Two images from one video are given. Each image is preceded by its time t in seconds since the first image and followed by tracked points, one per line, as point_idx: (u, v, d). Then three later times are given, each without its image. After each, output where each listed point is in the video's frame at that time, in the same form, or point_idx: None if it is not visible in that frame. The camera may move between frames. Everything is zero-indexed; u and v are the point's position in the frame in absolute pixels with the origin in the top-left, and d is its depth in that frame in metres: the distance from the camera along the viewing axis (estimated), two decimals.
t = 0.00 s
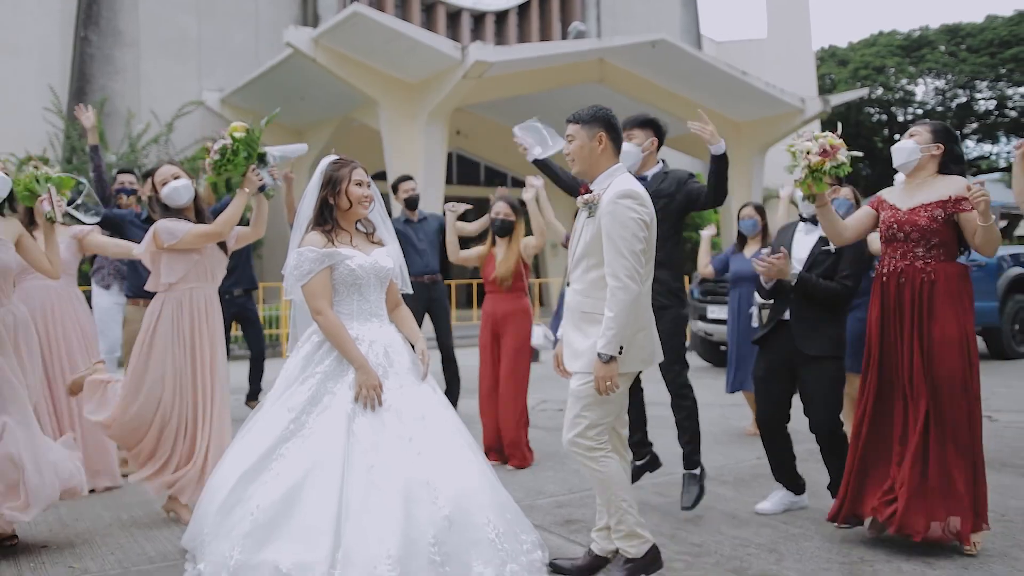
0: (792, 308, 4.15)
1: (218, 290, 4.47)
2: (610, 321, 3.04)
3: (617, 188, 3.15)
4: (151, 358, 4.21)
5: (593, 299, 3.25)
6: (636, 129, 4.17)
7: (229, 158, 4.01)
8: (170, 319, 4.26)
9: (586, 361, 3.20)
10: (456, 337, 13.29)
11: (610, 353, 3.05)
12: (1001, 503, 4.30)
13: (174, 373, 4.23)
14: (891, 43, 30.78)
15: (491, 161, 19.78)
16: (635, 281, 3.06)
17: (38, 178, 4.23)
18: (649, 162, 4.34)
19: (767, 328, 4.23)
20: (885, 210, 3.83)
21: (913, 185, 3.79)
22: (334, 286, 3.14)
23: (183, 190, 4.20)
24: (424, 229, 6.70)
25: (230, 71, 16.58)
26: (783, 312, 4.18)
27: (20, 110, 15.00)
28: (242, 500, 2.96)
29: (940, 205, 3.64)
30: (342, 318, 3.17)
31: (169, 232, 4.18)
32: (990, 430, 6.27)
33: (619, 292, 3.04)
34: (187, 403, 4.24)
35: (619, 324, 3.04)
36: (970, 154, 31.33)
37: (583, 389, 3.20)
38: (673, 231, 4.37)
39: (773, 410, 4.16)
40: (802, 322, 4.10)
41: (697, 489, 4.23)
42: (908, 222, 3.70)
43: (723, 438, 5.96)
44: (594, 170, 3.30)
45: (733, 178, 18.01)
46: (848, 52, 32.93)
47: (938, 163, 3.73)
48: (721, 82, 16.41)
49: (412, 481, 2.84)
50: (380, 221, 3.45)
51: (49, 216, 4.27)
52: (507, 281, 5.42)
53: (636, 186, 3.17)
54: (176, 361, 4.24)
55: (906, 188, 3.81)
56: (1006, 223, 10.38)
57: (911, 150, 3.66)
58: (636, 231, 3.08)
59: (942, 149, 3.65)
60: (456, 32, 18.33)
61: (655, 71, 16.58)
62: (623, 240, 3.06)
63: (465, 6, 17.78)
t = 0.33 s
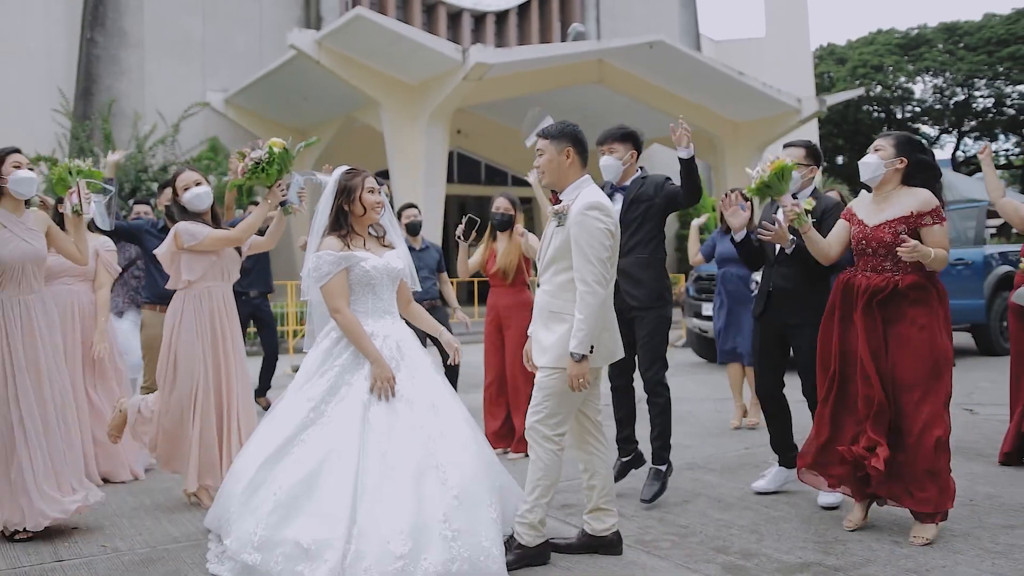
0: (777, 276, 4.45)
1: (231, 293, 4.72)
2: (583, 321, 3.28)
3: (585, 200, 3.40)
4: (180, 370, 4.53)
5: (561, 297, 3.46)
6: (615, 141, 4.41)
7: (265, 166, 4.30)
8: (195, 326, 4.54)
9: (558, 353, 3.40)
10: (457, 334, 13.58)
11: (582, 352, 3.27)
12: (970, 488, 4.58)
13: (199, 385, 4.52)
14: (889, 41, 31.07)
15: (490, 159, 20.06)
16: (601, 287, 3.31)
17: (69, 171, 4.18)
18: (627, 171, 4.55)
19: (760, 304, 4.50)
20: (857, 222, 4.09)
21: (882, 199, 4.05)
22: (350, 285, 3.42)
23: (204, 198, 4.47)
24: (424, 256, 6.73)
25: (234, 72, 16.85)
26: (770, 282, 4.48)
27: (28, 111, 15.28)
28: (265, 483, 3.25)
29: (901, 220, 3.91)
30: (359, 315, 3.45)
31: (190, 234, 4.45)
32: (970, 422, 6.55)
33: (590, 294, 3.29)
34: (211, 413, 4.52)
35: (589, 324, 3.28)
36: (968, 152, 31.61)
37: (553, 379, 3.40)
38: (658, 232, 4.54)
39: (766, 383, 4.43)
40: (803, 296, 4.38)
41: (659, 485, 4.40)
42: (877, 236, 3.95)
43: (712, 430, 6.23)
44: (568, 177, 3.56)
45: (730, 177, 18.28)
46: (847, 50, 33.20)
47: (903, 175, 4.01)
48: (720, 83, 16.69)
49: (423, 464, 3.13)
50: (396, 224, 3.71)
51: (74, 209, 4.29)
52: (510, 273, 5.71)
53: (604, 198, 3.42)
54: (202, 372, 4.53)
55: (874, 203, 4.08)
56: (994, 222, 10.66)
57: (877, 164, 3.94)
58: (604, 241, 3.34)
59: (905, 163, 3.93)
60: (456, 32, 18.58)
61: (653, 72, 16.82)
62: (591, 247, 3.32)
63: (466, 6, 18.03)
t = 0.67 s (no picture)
0: (765, 296, 4.60)
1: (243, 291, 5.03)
2: (541, 327, 3.51)
3: (544, 209, 3.62)
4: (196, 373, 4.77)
5: (515, 301, 3.69)
6: (609, 190, 4.60)
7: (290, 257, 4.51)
8: (208, 333, 4.76)
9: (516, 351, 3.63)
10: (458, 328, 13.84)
11: (544, 352, 3.50)
12: (943, 474, 4.85)
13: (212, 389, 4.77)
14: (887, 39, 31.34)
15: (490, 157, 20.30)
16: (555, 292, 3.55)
17: (97, 205, 4.43)
18: (617, 222, 4.73)
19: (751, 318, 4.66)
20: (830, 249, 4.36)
21: (852, 227, 4.30)
22: (364, 281, 3.68)
23: (227, 204, 4.74)
24: (421, 240, 6.99)
25: (238, 71, 17.10)
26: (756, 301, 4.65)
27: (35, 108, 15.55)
28: (285, 462, 3.56)
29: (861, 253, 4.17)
30: (372, 309, 3.71)
31: (194, 242, 4.63)
32: (951, 414, 6.82)
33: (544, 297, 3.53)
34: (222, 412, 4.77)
35: (546, 333, 3.51)
36: (967, 148, 31.86)
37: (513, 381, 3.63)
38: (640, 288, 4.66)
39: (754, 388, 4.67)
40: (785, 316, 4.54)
41: (653, 485, 4.59)
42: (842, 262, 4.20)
43: (702, 421, 6.50)
44: (531, 185, 3.76)
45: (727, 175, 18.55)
46: (845, 47, 33.46)
47: (872, 208, 4.25)
48: (718, 82, 16.96)
49: (431, 446, 3.43)
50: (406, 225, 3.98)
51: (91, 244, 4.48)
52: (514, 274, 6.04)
53: (562, 209, 3.63)
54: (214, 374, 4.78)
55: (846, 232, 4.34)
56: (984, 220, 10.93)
57: (847, 195, 4.19)
58: (563, 253, 3.58)
59: (875, 198, 4.17)
60: (457, 31, 18.83)
61: (651, 70, 17.06)
62: (546, 255, 3.54)
63: (466, 5, 18.28)
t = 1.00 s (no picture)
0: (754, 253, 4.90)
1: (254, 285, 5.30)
2: (493, 315, 3.73)
3: (507, 206, 3.82)
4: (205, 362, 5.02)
5: (487, 291, 3.94)
6: (598, 151, 4.82)
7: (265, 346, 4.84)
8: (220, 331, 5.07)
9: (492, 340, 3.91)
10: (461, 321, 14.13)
11: (490, 339, 3.73)
12: (919, 457, 5.12)
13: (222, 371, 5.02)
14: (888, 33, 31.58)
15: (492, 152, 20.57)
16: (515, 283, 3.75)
17: (133, 200, 4.84)
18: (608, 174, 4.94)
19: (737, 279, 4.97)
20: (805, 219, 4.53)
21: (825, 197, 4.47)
22: (381, 274, 3.95)
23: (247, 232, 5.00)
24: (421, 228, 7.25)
25: (243, 68, 17.36)
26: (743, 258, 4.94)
27: (45, 105, 15.80)
28: (306, 443, 3.86)
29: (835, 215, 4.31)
30: (389, 300, 3.98)
31: (214, 266, 4.99)
32: (934, 402, 7.09)
33: (505, 287, 3.74)
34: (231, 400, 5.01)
35: (501, 321, 3.73)
36: (967, 142, 32.10)
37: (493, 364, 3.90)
38: (627, 231, 4.95)
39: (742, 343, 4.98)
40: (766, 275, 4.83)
41: (639, 442, 4.90)
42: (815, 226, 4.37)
43: (694, 408, 6.77)
44: (496, 183, 3.97)
45: (727, 170, 18.77)
46: (846, 41, 33.68)
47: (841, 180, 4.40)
48: (717, 78, 17.19)
49: (442, 428, 3.72)
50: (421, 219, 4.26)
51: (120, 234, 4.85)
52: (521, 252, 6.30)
53: (523, 205, 3.82)
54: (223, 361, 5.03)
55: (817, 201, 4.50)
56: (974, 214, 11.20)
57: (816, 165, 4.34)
58: (524, 246, 3.77)
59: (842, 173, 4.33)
60: (458, 27, 19.05)
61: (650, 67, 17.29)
62: (508, 250, 3.75)
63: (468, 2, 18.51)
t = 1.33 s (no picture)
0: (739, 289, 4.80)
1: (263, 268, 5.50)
2: (467, 291, 3.94)
3: (491, 204, 4.07)
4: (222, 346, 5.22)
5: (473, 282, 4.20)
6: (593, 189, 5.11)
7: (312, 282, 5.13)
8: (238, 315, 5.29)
9: (482, 330, 4.14)
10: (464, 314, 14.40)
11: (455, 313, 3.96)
12: (898, 442, 5.39)
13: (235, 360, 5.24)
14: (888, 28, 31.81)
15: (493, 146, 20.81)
16: (495, 271, 3.96)
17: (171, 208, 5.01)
18: (599, 215, 5.22)
19: (722, 309, 4.85)
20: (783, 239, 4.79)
21: (801, 216, 4.71)
22: (397, 264, 4.20)
23: (253, 195, 5.16)
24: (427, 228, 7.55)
25: (249, 64, 17.62)
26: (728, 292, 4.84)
27: (54, 103, 16.09)
28: (324, 426, 4.15)
29: (809, 238, 4.58)
30: (404, 290, 4.23)
31: (224, 226, 5.11)
32: (919, 391, 7.37)
33: (484, 271, 3.95)
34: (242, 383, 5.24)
35: (472, 299, 3.94)
36: (967, 136, 32.41)
37: (490, 353, 4.15)
38: (618, 276, 5.17)
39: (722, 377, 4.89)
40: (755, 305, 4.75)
41: (638, 440, 5.18)
42: (792, 247, 4.62)
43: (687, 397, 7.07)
44: (475, 186, 4.20)
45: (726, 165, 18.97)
46: (847, 35, 33.89)
47: (818, 199, 4.68)
48: (717, 75, 17.43)
49: (451, 411, 4.02)
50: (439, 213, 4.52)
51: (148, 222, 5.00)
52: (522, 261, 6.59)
53: (506, 202, 4.07)
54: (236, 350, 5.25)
55: (794, 221, 4.75)
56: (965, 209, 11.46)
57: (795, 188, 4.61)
58: (506, 239, 3.99)
59: (819, 189, 4.62)
60: (461, 24, 19.31)
61: (650, 63, 17.52)
62: (489, 242, 3.98)
63: None
